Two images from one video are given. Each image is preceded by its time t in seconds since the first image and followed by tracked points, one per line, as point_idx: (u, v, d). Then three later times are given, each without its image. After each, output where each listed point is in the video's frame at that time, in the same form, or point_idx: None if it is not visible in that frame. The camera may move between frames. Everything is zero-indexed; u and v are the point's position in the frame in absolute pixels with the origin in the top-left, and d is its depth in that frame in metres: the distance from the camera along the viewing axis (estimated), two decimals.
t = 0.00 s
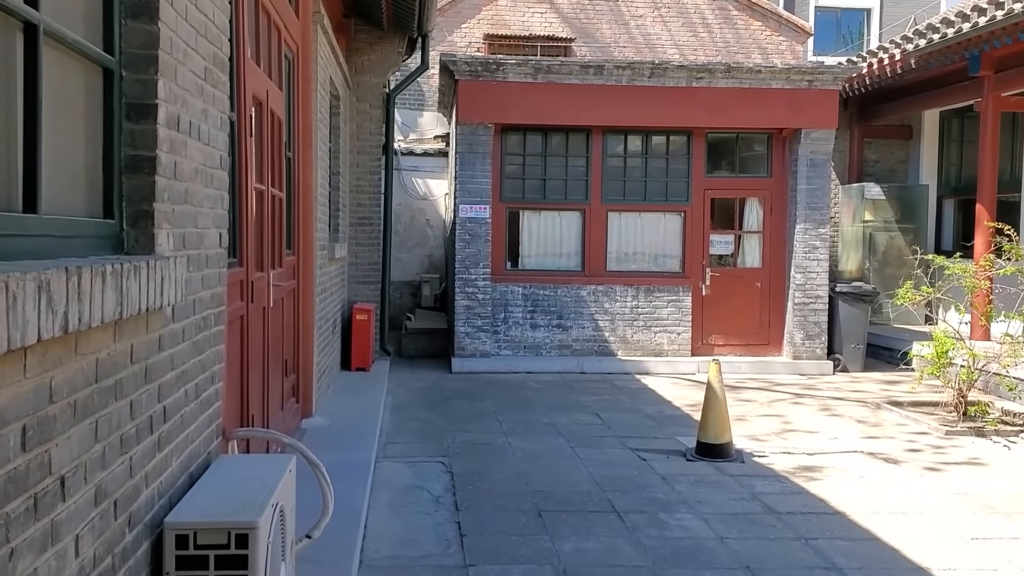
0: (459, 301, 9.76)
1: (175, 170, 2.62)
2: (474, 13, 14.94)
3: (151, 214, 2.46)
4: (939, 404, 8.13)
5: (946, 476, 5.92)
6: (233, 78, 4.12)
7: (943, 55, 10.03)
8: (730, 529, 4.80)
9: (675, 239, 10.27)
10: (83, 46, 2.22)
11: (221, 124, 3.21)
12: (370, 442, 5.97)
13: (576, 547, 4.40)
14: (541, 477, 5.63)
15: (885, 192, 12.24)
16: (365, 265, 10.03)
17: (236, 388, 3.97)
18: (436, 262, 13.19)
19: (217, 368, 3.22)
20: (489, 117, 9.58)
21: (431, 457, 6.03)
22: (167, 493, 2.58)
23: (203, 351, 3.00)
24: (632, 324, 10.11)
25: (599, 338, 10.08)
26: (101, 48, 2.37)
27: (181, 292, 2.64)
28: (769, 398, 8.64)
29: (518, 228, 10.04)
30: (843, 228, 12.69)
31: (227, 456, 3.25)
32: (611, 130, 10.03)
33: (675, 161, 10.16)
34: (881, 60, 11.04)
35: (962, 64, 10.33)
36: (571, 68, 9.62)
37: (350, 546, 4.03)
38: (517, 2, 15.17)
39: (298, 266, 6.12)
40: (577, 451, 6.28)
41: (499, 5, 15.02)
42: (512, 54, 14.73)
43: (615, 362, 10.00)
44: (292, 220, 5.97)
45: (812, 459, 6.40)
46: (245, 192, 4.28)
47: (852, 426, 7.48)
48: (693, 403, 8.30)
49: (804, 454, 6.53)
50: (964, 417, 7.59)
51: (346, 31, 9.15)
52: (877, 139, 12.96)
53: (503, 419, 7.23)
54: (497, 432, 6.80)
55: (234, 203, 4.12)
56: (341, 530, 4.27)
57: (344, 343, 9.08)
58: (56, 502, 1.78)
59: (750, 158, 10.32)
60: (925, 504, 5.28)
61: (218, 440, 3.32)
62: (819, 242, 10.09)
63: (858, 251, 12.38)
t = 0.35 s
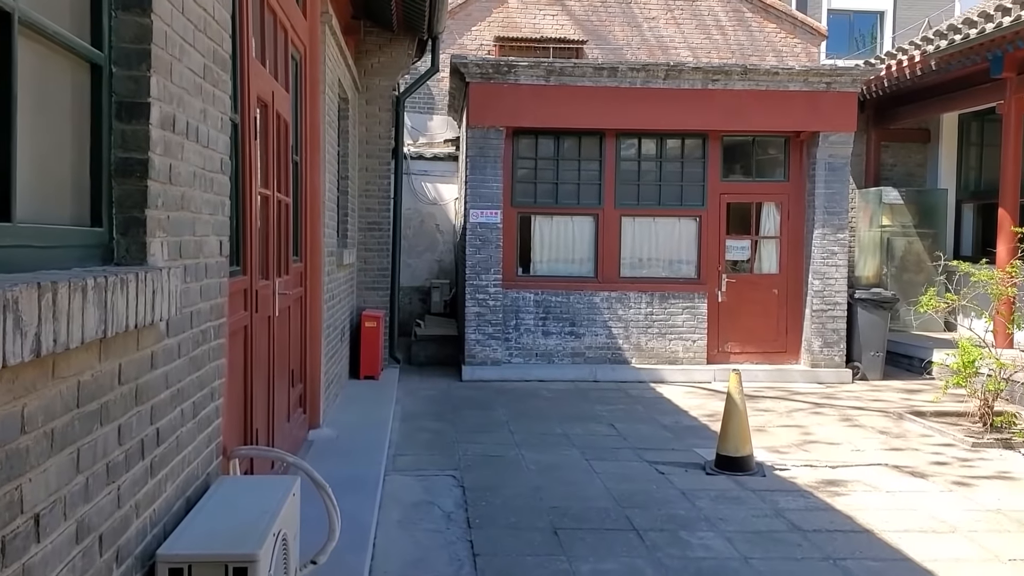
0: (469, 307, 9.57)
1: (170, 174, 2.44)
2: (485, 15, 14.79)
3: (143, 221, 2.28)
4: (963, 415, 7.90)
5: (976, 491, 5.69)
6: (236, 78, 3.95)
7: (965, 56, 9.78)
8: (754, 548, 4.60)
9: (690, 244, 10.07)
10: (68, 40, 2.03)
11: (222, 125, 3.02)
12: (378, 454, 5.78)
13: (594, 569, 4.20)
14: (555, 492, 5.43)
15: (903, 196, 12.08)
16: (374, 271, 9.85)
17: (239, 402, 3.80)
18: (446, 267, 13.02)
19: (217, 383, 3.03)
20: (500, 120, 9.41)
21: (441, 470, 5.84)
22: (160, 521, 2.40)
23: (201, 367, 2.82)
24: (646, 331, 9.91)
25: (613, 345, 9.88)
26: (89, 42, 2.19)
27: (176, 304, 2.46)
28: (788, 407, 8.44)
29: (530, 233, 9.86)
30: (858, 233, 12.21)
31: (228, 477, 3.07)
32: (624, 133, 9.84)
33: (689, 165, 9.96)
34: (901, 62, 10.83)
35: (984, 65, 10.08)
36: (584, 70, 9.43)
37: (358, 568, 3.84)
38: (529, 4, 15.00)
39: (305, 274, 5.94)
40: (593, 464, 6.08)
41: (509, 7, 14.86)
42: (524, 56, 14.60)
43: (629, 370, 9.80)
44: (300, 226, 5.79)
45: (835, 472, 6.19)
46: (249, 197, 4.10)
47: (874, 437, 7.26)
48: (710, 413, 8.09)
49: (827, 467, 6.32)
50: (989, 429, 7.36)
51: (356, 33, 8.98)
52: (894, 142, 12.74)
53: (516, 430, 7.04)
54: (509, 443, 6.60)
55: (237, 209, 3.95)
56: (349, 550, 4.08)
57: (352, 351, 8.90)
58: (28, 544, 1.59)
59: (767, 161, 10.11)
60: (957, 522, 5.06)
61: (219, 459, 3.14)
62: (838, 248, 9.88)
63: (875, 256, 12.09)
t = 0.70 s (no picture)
0: (482, 317, 9.40)
1: (161, 178, 2.29)
2: (498, 22, 14.67)
3: (130, 227, 2.12)
4: (990, 427, 7.67)
5: (1008, 508, 5.47)
6: (239, 81, 3.81)
7: (987, 60, 9.56)
8: (779, 569, 4.40)
9: (707, 252, 9.88)
10: (48, 32, 1.88)
11: (221, 128, 2.87)
12: (388, 469, 5.61)
13: None
14: (571, 509, 5.25)
15: (923, 203, 11.78)
16: (385, 280, 9.68)
17: (241, 417, 3.65)
18: (459, 276, 12.85)
19: (214, 399, 2.87)
20: (513, 126, 9.26)
21: (453, 486, 5.66)
22: (150, 550, 2.24)
23: (197, 383, 2.66)
24: (662, 342, 9.71)
25: (628, 356, 9.69)
26: (71, 36, 2.03)
27: (167, 317, 2.30)
28: (808, 419, 8.23)
29: (544, 241, 9.70)
30: (879, 241, 12.25)
31: (227, 499, 2.91)
32: (639, 139, 9.67)
33: (706, 172, 9.78)
34: (921, 66, 10.63)
35: (1008, 69, 9.87)
36: (598, 75, 9.27)
37: None
38: (542, 9, 14.86)
39: (314, 283, 5.79)
40: (609, 479, 5.89)
41: (522, 13, 14.74)
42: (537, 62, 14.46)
43: (645, 381, 9.60)
44: (308, 234, 5.64)
45: (860, 487, 5.97)
46: (254, 204, 3.95)
47: (899, 450, 7.04)
48: (729, 425, 7.89)
49: (852, 482, 6.11)
50: (1018, 442, 7.13)
51: (367, 39, 8.82)
52: (914, 149, 12.54)
53: (529, 443, 6.85)
54: (523, 457, 6.42)
55: (240, 216, 3.79)
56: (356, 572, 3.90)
57: (363, 362, 8.74)
58: None
59: (785, 168, 9.92)
60: (991, 542, 4.84)
61: (218, 479, 2.98)
62: (858, 256, 9.66)
63: (896, 265, 11.85)
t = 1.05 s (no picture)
0: (486, 329, 9.25)
1: (143, 182, 2.15)
2: (504, 31, 14.58)
3: (107, 234, 1.98)
4: (1006, 446, 7.48)
5: None
6: (236, 84, 3.68)
7: (1001, 71, 9.40)
8: None
9: (715, 265, 9.73)
10: (21, 25, 1.74)
11: (211, 131, 2.74)
12: (389, 486, 5.45)
13: None
14: (576, 528, 5.09)
15: (934, 217, 11.61)
16: (388, 291, 9.53)
17: (233, 434, 3.51)
18: (464, 287, 12.71)
19: (202, 416, 2.73)
20: (520, 136, 9.14)
21: (455, 504, 5.51)
22: None
23: (182, 400, 2.52)
24: (669, 355, 9.55)
25: (634, 369, 9.53)
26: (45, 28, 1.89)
27: (148, 330, 2.16)
28: (819, 436, 8.05)
29: (550, 252, 9.55)
30: (888, 254, 12.05)
31: (214, 521, 2.76)
32: (647, 150, 9.54)
33: (714, 183, 9.64)
34: (935, 76, 10.49)
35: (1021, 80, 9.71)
36: (606, 85, 9.14)
37: None
38: (549, 19, 14.76)
39: (314, 294, 5.65)
40: (616, 498, 5.73)
41: (529, 23, 14.65)
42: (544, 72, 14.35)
43: (652, 395, 9.44)
44: (308, 244, 5.51)
45: (874, 507, 5.80)
46: (250, 212, 3.82)
47: (913, 469, 6.87)
48: (738, 441, 7.73)
49: (865, 502, 5.93)
50: None
51: (371, 47, 8.69)
52: (925, 161, 12.39)
53: (534, 459, 6.69)
54: (527, 474, 6.26)
55: (234, 225, 3.66)
56: None
57: (365, 375, 8.60)
58: None
59: (794, 180, 9.78)
60: (1012, 567, 4.67)
61: (206, 500, 2.83)
62: (870, 269, 9.50)
63: (907, 278, 11.67)
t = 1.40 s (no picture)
0: (469, 338, 9.09)
1: (103, 180, 1.99)
2: (489, 37, 14.48)
3: (62, 237, 1.82)
4: (994, 460, 7.41)
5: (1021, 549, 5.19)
6: (209, 81, 3.53)
7: (989, 82, 9.37)
8: None
9: (700, 274, 9.62)
10: None
11: (181, 129, 2.59)
12: (367, 501, 5.28)
13: None
14: (561, 545, 4.94)
15: (920, 228, 11.60)
16: (368, 299, 9.35)
17: (203, 448, 3.35)
18: (446, 295, 12.54)
19: (168, 432, 2.56)
20: (505, 142, 9.00)
21: (435, 519, 5.35)
22: None
23: (146, 416, 2.35)
24: (654, 365, 9.43)
25: (619, 380, 9.40)
26: None
27: (107, 340, 2.00)
28: (805, 449, 7.94)
29: (534, 260, 9.41)
30: (872, 265, 11.80)
31: (180, 545, 2.59)
32: (633, 158, 9.43)
33: (700, 193, 9.53)
34: (922, 87, 10.44)
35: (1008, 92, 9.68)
36: (592, 92, 9.02)
37: None
38: (534, 26, 14.66)
39: (291, 302, 5.49)
40: (601, 513, 5.59)
41: (514, 29, 14.56)
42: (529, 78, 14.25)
43: (635, 406, 9.31)
44: (285, 249, 5.35)
45: (864, 524, 5.69)
46: (224, 216, 3.66)
47: (902, 484, 6.76)
48: (724, 454, 7.60)
49: (854, 518, 5.82)
50: None
51: (354, 50, 8.53)
52: (910, 172, 12.35)
53: (517, 473, 6.54)
54: (510, 488, 6.10)
55: (206, 228, 3.49)
56: None
57: (344, 384, 8.41)
58: None
59: (780, 190, 9.69)
60: None
61: (171, 522, 2.65)
62: (856, 281, 9.42)
63: (891, 290, 11.55)
